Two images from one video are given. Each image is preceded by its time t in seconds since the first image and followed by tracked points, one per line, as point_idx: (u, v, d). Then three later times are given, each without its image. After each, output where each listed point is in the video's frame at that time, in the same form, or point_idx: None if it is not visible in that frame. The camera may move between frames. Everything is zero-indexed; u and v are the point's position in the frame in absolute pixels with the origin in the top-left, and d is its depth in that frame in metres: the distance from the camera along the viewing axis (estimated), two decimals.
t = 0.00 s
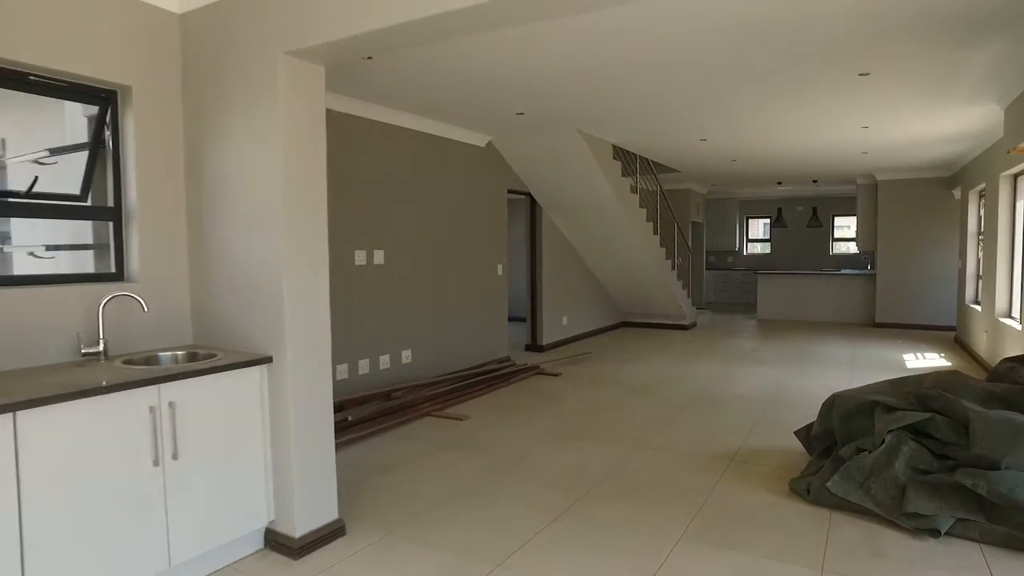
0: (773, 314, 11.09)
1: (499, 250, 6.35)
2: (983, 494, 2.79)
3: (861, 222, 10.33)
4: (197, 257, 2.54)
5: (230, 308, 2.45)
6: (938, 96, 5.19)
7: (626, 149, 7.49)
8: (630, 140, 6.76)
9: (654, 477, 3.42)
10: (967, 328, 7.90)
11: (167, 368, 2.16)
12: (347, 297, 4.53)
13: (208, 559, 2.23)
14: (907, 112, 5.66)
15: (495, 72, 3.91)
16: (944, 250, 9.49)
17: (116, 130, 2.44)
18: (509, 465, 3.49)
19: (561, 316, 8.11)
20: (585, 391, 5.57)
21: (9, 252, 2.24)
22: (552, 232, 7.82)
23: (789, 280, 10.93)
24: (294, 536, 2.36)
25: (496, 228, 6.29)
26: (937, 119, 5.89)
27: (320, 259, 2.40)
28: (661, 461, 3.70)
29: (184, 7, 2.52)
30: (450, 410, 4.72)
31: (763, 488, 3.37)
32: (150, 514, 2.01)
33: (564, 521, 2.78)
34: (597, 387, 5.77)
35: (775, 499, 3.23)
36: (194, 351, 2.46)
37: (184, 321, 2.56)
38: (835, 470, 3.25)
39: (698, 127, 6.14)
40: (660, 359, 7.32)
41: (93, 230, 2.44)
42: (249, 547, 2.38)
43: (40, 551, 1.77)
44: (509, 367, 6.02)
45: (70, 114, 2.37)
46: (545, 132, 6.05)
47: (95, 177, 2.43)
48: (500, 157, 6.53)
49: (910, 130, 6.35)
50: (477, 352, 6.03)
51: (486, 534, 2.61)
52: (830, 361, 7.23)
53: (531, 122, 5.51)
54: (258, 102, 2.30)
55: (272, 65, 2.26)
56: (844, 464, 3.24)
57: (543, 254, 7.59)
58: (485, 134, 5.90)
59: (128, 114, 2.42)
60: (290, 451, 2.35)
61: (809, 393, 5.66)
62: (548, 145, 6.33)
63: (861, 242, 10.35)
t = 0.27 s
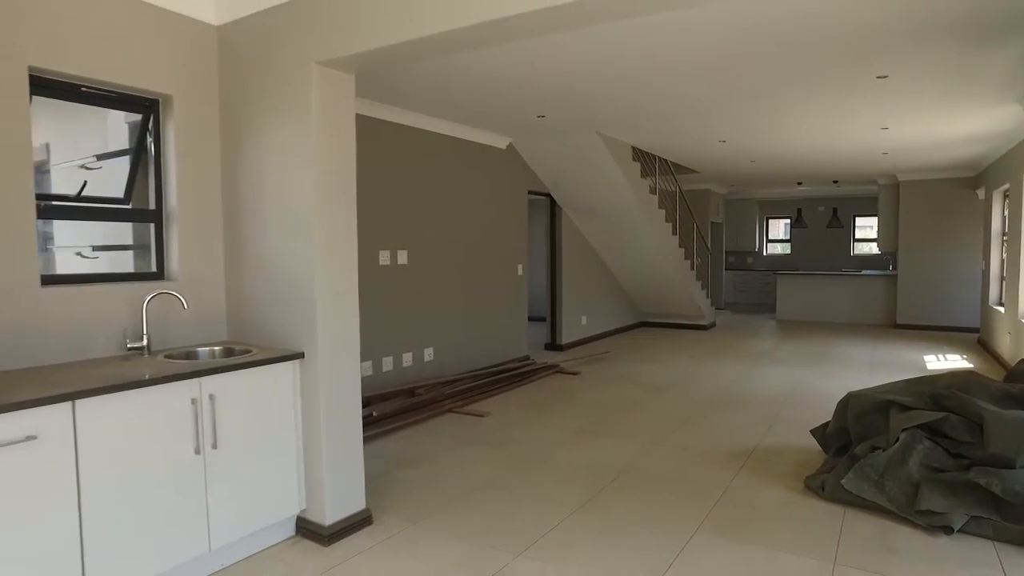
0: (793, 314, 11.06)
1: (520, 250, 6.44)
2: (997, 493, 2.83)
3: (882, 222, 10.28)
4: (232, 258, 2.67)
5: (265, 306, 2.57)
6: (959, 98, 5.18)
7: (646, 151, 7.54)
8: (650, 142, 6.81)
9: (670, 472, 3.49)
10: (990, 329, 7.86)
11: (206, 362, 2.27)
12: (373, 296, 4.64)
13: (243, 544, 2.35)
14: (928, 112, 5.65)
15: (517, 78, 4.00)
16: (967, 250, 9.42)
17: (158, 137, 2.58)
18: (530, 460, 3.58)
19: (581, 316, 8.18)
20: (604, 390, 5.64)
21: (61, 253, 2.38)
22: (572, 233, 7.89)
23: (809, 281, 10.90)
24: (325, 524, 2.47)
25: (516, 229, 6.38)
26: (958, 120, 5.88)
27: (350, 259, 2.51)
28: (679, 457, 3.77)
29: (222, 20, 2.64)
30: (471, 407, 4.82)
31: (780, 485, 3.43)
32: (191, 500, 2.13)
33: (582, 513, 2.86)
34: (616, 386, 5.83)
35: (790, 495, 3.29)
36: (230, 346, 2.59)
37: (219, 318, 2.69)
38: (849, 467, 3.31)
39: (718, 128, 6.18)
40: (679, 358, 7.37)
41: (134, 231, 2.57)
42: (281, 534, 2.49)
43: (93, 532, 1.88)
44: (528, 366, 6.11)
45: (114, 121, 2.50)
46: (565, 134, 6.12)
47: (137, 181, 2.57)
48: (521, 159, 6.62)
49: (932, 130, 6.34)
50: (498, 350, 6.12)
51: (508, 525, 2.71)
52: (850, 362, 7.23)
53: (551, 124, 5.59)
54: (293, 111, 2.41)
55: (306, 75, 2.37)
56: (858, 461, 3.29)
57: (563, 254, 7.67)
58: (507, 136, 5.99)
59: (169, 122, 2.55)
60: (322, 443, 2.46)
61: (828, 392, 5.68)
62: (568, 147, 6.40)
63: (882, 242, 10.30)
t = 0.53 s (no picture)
0: (817, 315, 11.00)
1: (543, 250, 6.51)
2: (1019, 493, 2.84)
3: (909, 223, 10.18)
4: (269, 259, 2.78)
5: (300, 305, 2.67)
6: (987, 99, 5.14)
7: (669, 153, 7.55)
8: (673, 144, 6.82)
9: (691, 470, 3.54)
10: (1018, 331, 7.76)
11: (245, 358, 2.38)
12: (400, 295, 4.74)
13: (279, 531, 2.46)
14: (955, 113, 5.61)
15: (542, 88, 4.06)
16: (995, 252, 9.31)
17: (199, 143, 2.70)
18: (554, 457, 3.65)
19: (603, 315, 8.22)
20: (626, 389, 5.68)
21: (105, 254, 2.49)
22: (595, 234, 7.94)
23: (834, 282, 10.82)
24: (356, 513, 2.57)
25: (540, 229, 6.45)
26: (986, 120, 5.82)
27: (381, 261, 2.61)
28: (702, 456, 3.81)
29: (260, 29, 2.75)
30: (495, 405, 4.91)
31: (802, 484, 3.46)
32: (232, 488, 2.24)
33: (604, 509, 2.92)
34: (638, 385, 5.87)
35: (810, 493, 3.33)
36: (267, 342, 2.70)
37: (256, 315, 2.81)
38: (870, 467, 3.34)
39: (741, 131, 6.19)
40: (701, 358, 7.38)
41: (174, 232, 2.70)
42: (314, 523, 2.60)
43: (143, 516, 2.00)
44: (551, 365, 6.18)
45: (157, 127, 2.63)
46: (590, 137, 6.16)
47: (178, 185, 2.70)
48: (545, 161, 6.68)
49: (958, 130, 6.28)
50: (521, 349, 6.20)
51: (531, 518, 2.78)
52: (874, 364, 7.19)
53: (575, 127, 5.64)
54: (328, 118, 2.52)
55: (341, 83, 2.47)
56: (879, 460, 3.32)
57: (586, 254, 7.72)
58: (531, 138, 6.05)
59: (211, 129, 2.67)
60: (354, 438, 2.56)
61: (851, 393, 5.67)
62: (593, 151, 6.44)
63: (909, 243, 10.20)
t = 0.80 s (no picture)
0: (848, 317, 10.88)
1: (572, 250, 6.56)
2: None
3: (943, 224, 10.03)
4: (309, 257, 2.88)
5: (339, 302, 2.77)
6: None
7: (698, 153, 7.55)
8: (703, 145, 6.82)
9: (719, 467, 3.58)
10: None
11: (289, 352, 2.48)
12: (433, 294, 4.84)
13: (319, 519, 2.56)
14: (991, 113, 5.53)
15: (573, 92, 4.11)
16: None
17: (243, 146, 2.82)
18: (584, 454, 3.70)
19: (631, 316, 8.24)
20: (655, 388, 5.71)
21: (156, 253, 2.61)
22: (623, 234, 7.96)
23: (866, 283, 10.70)
24: (393, 503, 2.66)
25: (569, 229, 6.51)
26: None
27: (417, 260, 2.69)
28: (730, 455, 3.84)
29: (302, 38, 2.85)
30: (525, 402, 4.97)
31: (831, 484, 3.47)
32: (277, 477, 2.34)
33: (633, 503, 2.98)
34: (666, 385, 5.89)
35: (839, 492, 3.34)
36: (308, 338, 2.81)
37: (297, 312, 2.92)
38: (899, 467, 3.34)
39: (772, 132, 6.17)
40: (730, 359, 7.37)
41: (218, 232, 2.82)
42: (352, 512, 2.69)
43: (195, 500, 2.11)
44: (580, 364, 6.23)
45: (203, 131, 2.76)
46: (619, 139, 6.20)
47: (223, 187, 2.83)
48: (574, 162, 6.73)
49: (995, 130, 6.18)
50: (550, 348, 6.27)
51: (562, 512, 2.85)
52: (907, 366, 7.11)
53: (604, 129, 5.68)
54: (367, 122, 2.61)
55: (380, 89, 2.56)
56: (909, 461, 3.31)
57: (614, 255, 7.75)
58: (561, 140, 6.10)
59: (255, 133, 2.78)
60: (391, 431, 2.65)
61: (882, 395, 5.63)
62: (622, 152, 6.48)
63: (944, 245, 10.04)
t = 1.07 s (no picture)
0: (880, 319, 10.75)
1: (601, 250, 6.59)
2: None
3: (980, 224, 9.84)
4: (348, 257, 2.97)
5: (377, 300, 2.86)
6: None
7: (728, 154, 7.53)
8: (733, 145, 6.80)
9: (749, 467, 3.60)
10: None
11: (329, 348, 2.57)
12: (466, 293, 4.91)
13: (357, 510, 2.64)
14: None
15: (604, 94, 4.15)
16: None
17: (285, 149, 2.91)
18: (614, 451, 3.75)
19: (659, 316, 8.25)
20: (684, 388, 5.72)
21: (201, 253, 2.71)
22: (652, 234, 7.98)
23: (898, 284, 10.55)
24: (428, 496, 2.74)
25: (598, 229, 6.55)
26: None
27: (452, 259, 2.76)
28: (760, 454, 3.85)
29: (342, 43, 2.94)
30: (554, 400, 5.03)
31: (862, 484, 3.48)
32: (319, 468, 2.43)
33: (662, 500, 3.02)
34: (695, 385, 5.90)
35: (868, 493, 3.35)
36: (346, 335, 2.89)
37: (336, 309, 3.02)
38: (931, 468, 3.33)
39: (804, 132, 6.14)
40: (759, 360, 7.34)
41: (259, 232, 2.91)
42: (389, 504, 2.77)
43: (243, 488, 2.20)
44: (608, 364, 6.26)
45: (246, 134, 2.84)
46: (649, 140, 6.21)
47: (266, 188, 2.91)
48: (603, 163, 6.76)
49: None
50: (579, 347, 6.31)
51: (593, 507, 2.90)
52: (941, 369, 7.02)
53: (634, 130, 5.71)
54: (405, 126, 2.69)
55: (418, 94, 2.64)
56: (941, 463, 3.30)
57: (643, 255, 7.76)
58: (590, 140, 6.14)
59: (297, 136, 2.88)
60: (426, 426, 2.73)
61: (916, 397, 5.58)
62: (651, 153, 6.49)
63: (980, 246, 9.86)
